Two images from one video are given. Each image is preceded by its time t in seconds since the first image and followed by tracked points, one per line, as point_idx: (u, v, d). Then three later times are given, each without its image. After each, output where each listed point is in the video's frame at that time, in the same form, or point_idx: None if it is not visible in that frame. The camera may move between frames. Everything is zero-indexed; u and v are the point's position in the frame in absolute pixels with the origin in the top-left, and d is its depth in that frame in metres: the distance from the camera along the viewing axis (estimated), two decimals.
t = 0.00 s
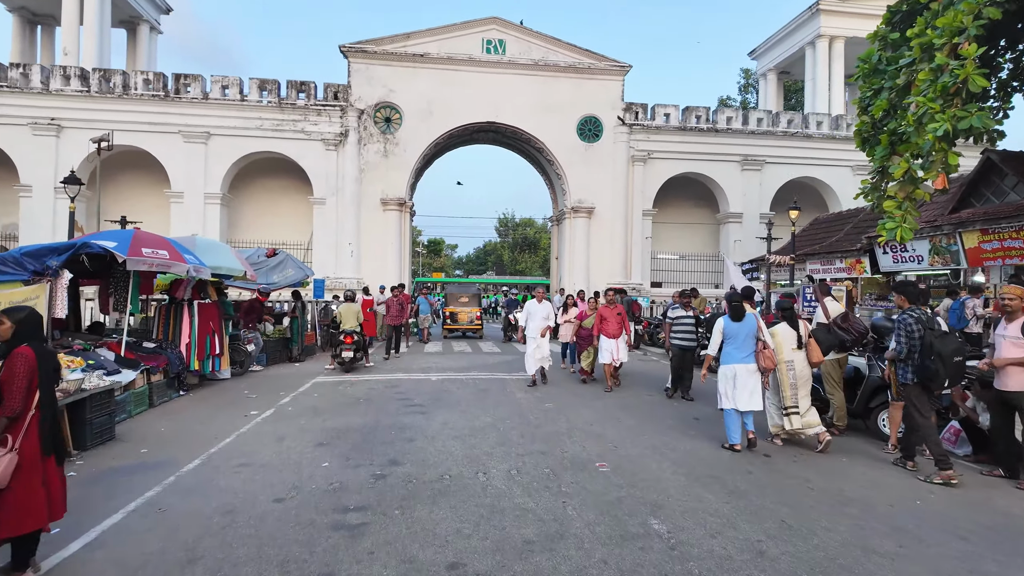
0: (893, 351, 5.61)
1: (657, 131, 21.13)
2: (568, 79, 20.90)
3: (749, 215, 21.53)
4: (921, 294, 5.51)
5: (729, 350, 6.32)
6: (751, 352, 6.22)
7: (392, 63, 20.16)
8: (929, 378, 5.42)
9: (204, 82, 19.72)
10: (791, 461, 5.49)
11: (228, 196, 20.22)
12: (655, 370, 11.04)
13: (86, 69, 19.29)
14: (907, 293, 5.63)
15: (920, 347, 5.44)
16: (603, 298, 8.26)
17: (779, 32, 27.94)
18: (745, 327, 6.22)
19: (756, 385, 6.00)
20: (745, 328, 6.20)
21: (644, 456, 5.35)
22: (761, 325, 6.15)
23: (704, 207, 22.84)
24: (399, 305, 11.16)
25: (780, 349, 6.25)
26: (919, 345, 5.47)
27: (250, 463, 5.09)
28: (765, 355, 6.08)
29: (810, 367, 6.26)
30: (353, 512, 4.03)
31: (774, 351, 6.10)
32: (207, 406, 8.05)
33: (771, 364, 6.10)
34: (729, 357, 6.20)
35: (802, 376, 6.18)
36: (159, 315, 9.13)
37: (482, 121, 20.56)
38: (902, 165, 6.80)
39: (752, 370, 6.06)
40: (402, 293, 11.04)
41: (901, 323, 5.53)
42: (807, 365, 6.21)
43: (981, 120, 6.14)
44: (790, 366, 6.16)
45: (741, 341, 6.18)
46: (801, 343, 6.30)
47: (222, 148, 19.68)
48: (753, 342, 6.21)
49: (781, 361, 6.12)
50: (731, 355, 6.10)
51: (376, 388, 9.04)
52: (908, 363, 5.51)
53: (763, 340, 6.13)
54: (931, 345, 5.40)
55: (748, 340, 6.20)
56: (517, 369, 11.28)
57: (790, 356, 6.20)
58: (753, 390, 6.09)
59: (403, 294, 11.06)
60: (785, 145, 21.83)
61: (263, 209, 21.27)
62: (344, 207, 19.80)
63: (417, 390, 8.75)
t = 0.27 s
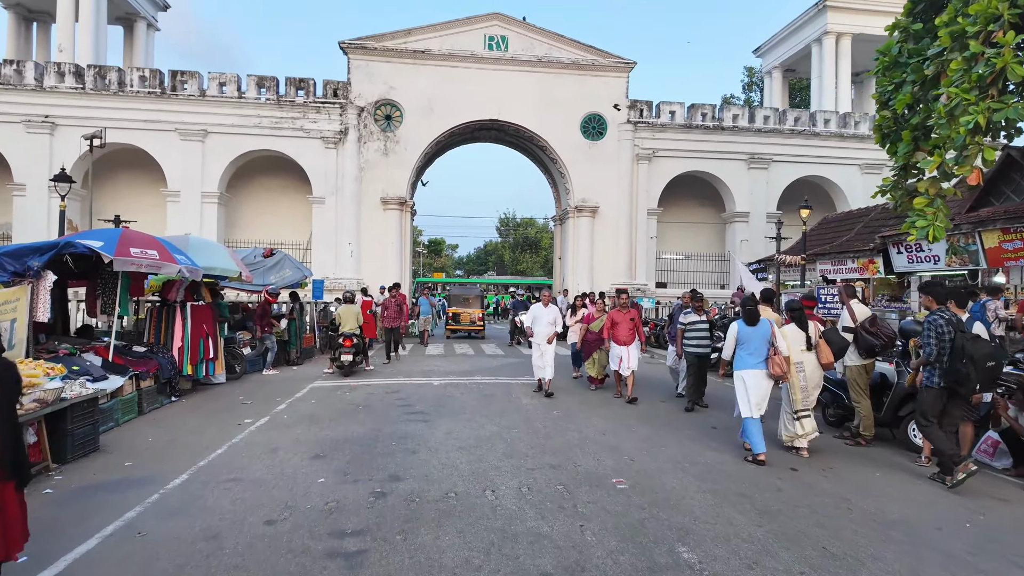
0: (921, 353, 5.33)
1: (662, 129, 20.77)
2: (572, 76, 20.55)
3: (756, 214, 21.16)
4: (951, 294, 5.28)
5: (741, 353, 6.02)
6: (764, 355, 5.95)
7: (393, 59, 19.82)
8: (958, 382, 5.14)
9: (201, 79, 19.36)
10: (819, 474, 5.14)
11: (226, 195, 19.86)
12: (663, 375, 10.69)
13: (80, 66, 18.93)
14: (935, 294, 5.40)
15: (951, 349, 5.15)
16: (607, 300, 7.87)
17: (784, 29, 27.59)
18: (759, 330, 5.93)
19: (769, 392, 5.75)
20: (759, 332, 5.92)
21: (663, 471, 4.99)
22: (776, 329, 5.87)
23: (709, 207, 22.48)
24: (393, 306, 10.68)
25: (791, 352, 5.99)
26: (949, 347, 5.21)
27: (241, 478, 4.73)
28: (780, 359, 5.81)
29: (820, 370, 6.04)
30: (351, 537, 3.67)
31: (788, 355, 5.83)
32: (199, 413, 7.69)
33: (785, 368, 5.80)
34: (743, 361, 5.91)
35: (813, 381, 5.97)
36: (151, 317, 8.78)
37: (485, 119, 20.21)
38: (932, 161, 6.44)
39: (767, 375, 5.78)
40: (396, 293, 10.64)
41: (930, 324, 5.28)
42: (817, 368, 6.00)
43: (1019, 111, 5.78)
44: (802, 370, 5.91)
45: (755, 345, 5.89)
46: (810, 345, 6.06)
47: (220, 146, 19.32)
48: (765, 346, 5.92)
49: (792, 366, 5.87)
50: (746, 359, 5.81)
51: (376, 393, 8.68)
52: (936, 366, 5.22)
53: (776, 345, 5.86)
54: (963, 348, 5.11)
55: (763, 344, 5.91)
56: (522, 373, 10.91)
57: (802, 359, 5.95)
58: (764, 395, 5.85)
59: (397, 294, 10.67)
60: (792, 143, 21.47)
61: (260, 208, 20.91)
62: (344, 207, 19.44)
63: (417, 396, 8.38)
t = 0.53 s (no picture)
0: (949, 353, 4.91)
1: (667, 125, 20.40)
2: (575, 70, 20.17)
3: (762, 211, 20.78)
4: (980, 289, 4.86)
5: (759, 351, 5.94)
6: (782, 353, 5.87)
7: (393, 53, 19.44)
8: (990, 382, 4.72)
9: (197, 74, 18.98)
10: (852, 483, 4.77)
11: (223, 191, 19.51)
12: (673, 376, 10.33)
13: (74, 60, 18.55)
14: (960, 289, 4.98)
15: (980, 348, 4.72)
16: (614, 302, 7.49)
17: (790, 24, 27.22)
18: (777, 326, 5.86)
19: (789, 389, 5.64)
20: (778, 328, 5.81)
21: (686, 481, 4.61)
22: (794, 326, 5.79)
23: (714, 204, 22.11)
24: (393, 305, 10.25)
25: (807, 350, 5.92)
26: (980, 345, 4.79)
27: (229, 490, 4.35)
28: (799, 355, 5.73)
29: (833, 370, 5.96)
30: (347, 558, 3.30)
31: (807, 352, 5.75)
32: (190, 416, 7.32)
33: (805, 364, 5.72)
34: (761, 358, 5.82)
35: (827, 379, 5.88)
36: (141, 315, 8.41)
37: (486, 114, 19.82)
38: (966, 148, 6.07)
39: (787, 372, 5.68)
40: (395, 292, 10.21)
41: (958, 321, 4.86)
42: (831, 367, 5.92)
43: None
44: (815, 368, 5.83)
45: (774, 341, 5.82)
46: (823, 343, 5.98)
47: (216, 142, 18.94)
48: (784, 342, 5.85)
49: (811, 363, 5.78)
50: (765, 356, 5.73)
51: (375, 395, 8.32)
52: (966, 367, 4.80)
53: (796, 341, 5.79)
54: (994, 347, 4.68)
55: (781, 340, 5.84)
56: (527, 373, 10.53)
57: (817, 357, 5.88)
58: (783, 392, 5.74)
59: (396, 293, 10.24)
60: (800, 138, 21.09)
61: (258, 205, 20.55)
62: (343, 204, 19.07)
63: (419, 397, 8.01)
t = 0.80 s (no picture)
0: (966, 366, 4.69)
1: (673, 123, 20.03)
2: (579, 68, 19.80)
3: (770, 211, 20.41)
4: (997, 298, 4.63)
5: (775, 359, 5.84)
6: (801, 361, 5.74)
7: (394, 50, 19.07)
8: (1012, 398, 4.50)
9: (194, 71, 18.62)
10: (892, 505, 4.39)
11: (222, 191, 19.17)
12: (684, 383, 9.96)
13: (69, 57, 18.19)
14: (977, 297, 4.75)
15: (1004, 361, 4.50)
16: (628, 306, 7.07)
17: (797, 21, 26.85)
18: (794, 333, 5.74)
19: (810, 398, 5.54)
20: (794, 334, 5.72)
21: (711, 505, 4.24)
22: (810, 332, 5.72)
23: (720, 204, 21.74)
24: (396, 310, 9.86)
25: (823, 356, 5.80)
26: (1000, 358, 4.55)
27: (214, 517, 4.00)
28: (819, 363, 5.62)
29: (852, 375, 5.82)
30: None
31: (826, 358, 5.62)
32: (180, 427, 6.95)
33: (825, 372, 5.60)
34: (778, 367, 5.73)
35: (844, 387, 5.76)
36: (131, 321, 8.10)
37: (489, 113, 19.46)
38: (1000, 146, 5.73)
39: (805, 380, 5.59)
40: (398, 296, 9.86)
41: (975, 333, 4.64)
42: (847, 373, 5.77)
43: None
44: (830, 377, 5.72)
45: (791, 349, 5.72)
46: (838, 347, 5.83)
47: (214, 141, 18.58)
48: (802, 349, 5.72)
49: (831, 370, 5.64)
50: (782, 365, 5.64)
51: (375, 403, 7.95)
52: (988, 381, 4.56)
53: (814, 348, 5.66)
54: (1016, 359, 4.45)
55: (798, 347, 5.72)
56: (533, 378, 10.15)
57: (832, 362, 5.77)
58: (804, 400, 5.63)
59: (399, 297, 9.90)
60: (808, 136, 20.71)
61: (257, 205, 20.20)
62: (343, 204, 18.72)
63: (421, 407, 7.65)
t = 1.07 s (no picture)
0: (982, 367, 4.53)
1: (679, 121, 19.70)
2: (584, 65, 19.47)
3: (778, 211, 20.08)
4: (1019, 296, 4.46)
5: (796, 361, 5.61)
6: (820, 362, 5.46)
7: (395, 47, 18.76)
8: None
9: (193, 68, 18.31)
10: (937, 522, 4.05)
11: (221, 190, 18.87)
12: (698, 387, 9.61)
13: (66, 54, 17.89)
14: (999, 296, 4.60)
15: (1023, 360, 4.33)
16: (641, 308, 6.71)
17: (803, 19, 26.52)
18: (811, 333, 5.49)
19: (826, 401, 5.27)
20: (811, 335, 5.47)
21: (742, 524, 3.89)
22: (828, 333, 5.45)
23: (727, 203, 21.40)
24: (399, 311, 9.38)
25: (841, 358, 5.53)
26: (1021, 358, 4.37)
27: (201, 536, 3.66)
28: (837, 364, 5.31)
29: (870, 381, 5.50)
30: None
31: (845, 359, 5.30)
32: (172, 433, 6.62)
33: (844, 374, 5.26)
34: (796, 369, 5.50)
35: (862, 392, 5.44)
36: (121, 322, 7.73)
37: (492, 111, 19.14)
38: None
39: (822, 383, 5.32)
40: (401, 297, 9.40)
41: (991, 331, 4.49)
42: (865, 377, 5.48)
43: None
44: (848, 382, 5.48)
45: (809, 350, 5.47)
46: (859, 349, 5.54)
47: (213, 139, 18.27)
48: (820, 350, 5.43)
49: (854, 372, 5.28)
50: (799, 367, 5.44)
51: (377, 409, 7.61)
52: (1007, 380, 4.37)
53: (833, 348, 5.36)
54: None
55: (816, 348, 5.45)
56: (539, 382, 9.83)
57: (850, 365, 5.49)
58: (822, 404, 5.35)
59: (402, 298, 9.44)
60: (817, 135, 20.37)
61: (257, 205, 19.88)
62: (343, 203, 18.40)
63: (425, 413, 7.30)
